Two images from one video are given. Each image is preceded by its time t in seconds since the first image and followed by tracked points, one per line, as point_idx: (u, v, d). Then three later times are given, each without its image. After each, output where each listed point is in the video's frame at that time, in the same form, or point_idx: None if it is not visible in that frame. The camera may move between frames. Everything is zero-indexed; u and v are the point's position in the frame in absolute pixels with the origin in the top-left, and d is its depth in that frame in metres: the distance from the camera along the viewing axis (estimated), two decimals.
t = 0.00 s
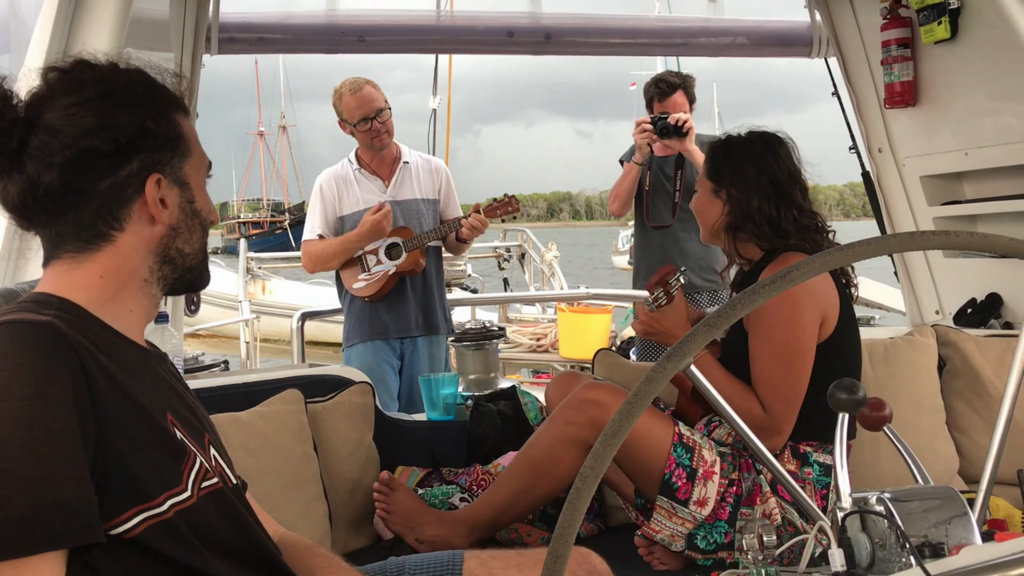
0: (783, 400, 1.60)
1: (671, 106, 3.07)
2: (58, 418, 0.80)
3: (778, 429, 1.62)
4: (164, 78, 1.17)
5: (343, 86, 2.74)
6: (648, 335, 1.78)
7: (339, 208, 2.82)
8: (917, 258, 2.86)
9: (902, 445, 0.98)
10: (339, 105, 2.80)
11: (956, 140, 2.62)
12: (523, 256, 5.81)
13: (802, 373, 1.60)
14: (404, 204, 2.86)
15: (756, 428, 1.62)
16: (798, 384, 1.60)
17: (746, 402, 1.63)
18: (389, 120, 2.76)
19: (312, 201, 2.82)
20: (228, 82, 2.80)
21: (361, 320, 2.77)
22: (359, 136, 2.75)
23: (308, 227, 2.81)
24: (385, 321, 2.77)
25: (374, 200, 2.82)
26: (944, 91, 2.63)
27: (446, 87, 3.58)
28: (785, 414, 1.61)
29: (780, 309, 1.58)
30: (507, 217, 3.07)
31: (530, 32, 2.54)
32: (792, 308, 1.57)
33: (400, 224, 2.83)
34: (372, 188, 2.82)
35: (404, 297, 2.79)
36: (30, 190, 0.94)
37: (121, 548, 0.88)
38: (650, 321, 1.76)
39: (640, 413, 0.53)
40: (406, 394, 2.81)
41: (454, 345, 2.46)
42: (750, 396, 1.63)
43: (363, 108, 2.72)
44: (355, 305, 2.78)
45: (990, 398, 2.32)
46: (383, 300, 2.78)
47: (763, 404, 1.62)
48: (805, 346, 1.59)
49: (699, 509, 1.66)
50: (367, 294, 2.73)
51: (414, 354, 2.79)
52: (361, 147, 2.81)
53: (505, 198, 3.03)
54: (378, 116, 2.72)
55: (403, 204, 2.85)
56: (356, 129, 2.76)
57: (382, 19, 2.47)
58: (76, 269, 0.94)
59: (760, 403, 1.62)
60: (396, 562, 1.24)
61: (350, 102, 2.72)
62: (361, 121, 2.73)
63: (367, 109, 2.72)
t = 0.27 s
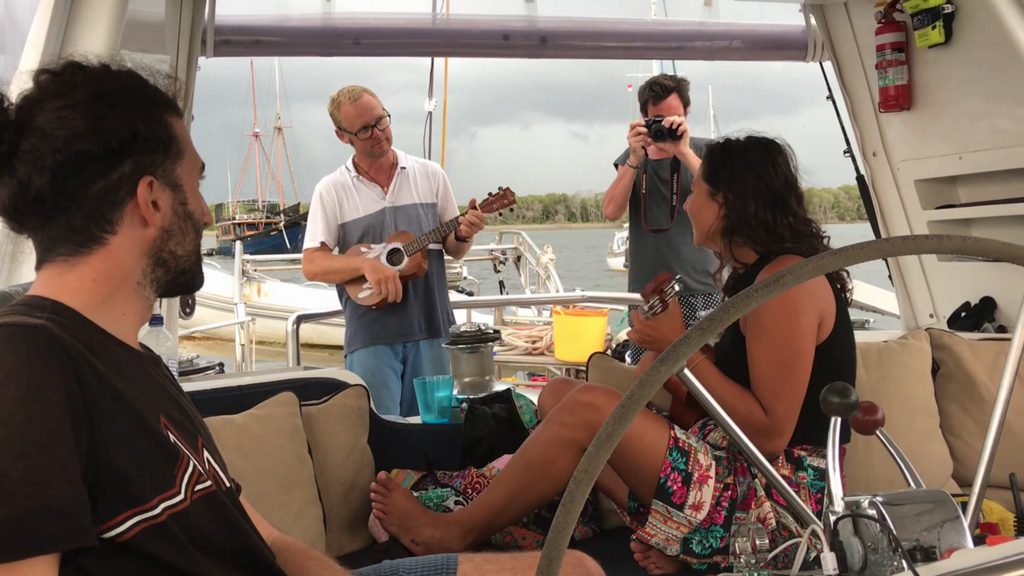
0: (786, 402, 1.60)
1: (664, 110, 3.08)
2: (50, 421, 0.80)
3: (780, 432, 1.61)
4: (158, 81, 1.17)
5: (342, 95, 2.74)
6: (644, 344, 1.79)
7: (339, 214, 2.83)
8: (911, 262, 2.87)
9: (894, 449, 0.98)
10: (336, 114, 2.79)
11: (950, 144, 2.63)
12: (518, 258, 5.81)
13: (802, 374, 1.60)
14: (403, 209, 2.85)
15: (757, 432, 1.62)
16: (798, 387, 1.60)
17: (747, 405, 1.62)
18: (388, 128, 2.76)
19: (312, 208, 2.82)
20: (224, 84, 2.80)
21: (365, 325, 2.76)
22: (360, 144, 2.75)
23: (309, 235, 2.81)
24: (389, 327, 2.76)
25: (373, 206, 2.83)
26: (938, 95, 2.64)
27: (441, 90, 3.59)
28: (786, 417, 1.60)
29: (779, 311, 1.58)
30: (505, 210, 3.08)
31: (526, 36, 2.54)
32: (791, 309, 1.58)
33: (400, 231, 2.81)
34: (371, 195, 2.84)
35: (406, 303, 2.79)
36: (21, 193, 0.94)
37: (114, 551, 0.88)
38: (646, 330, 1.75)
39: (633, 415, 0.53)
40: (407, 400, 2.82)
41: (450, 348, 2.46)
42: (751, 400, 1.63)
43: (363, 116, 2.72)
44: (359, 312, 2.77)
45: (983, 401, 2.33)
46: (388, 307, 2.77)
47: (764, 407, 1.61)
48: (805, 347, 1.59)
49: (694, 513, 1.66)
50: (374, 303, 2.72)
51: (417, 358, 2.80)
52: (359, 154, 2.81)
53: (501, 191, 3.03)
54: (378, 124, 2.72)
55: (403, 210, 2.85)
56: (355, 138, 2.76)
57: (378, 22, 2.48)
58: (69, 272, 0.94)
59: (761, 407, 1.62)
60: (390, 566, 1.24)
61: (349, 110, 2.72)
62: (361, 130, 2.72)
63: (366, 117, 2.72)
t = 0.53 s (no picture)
0: (765, 407, 1.60)
1: (660, 114, 3.08)
2: (47, 427, 0.80)
3: (766, 435, 1.61)
4: (154, 87, 1.17)
5: (356, 89, 2.75)
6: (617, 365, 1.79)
7: (339, 214, 2.80)
8: (909, 265, 2.87)
9: (891, 452, 0.98)
10: (341, 109, 2.77)
11: (948, 148, 2.63)
12: (517, 262, 5.81)
13: (780, 378, 1.60)
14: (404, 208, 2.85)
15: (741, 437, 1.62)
16: (779, 390, 1.60)
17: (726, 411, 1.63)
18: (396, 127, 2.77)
19: (312, 208, 2.78)
20: (222, 88, 2.80)
21: (366, 324, 2.75)
22: (370, 139, 2.74)
23: (310, 236, 2.77)
24: (391, 325, 2.75)
25: (374, 205, 2.81)
26: (934, 99, 2.64)
27: (439, 94, 3.59)
28: (769, 421, 1.60)
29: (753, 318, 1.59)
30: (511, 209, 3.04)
31: (523, 40, 2.54)
32: (765, 317, 1.58)
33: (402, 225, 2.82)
34: (371, 193, 2.82)
35: (410, 303, 2.78)
36: (16, 199, 0.94)
37: (112, 557, 0.88)
38: (618, 353, 1.75)
39: (631, 419, 0.53)
40: (404, 402, 2.81)
41: (448, 352, 2.47)
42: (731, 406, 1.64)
43: (374, 113, 2.73)
44: (361, 310, 2.76)
45: (981, 404, 2.33)
46: (392, 306, 2.76)
47: (745, 413, 1.62)
48: (782, 352, 1.60)
49: (693, 526, 1.65)
50: (377, 299, 2.71)
51: (417, 359, 2.80)
52: (359, 153, 2.80)
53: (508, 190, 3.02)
54: (387, 123, 2.73)
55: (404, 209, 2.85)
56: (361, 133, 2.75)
57: (375, 27, 2.48)
58: (65, 277, 0.94)
59: (741, 412, 1.62)
60: (389, 571, 1.23)
61: (361, 105, 2.72)
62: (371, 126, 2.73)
63: (379, 113, 2.72)
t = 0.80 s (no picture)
0: (753, 410, 1.60)
1: (657, 117, 3.09)
2: (49, 431, 0.80)
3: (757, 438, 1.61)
4: (155, 92, 1.17)
5: (367, 95, 2.76)
6: (607, 374, 1.78)
7: (341, 219, 2.76)
8: (909, 267, 2.87)
9: (895, 453, 0.98)
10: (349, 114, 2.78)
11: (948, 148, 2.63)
12: (517, 265, 5.82)
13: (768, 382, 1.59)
14: (404, 215, 2.85)
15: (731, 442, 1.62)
16: (765, 395, 1.59)
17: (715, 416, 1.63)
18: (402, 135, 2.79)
19: (312, 211, 2.72)
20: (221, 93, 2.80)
21: (365, 328, 2.74)
22: (378, 145, 2.75)
23: (311, 238, 2.70)
24: (392, 331, 2.74)
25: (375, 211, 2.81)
26: (933, 99, 2.64)
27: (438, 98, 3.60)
28: (758, 425, 1.60)
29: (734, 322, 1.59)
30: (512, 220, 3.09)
31: (522, 43, 2.55)
32: (747, 320, 1.58)
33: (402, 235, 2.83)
34: (372, 199, 2.81)
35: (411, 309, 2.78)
36: (17, 203, 0.94)
37: (114, 561, 0.88)
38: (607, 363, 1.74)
39: (634, 420, 0.53)
40: (404, 405, 2.82)
41: (449, 356, 2.47)
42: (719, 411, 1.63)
43: (382, 121, 2.75)
44: (362, 316, 2.75)
45: (983, 405, 2.33)
46: (392, 311, 2.75)
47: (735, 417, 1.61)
48: (767, 354, 1.60)
49: (697, 541, 1.64)
50: (379, 307, 2.72)
51: (417, 363, 2.81)
52: (359, 158, 2.79)
53: (509, 202, 3.06)
54: (395, 131, 2.75)
55: (404, 216, 2.85)
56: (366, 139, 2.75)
57: (374, 30, 2.49)
58: (66, 282, 0.94)
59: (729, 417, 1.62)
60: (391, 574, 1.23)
61: (371, 111, 2.74)
62: (380, 132, 2.74)
63: (387, 120, 2.75)
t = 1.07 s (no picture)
0: (753, 410, 1.59)
1: (656, 117, 3.09)
2: (48, 434, 0.79)
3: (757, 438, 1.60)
4: (153, 93, 1.17)
5: (367, 90, 2.76)
6: (607, 379, 1.77)
7: (341, 216, 2.75)
8: (909, 266, 2.87)
9: (896, 453, 0.97)
10: (347, 110, 2.77)
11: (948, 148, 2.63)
12: (516, 266, 5.81)
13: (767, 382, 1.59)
14: (401, 213, 2.86)
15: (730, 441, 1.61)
16: (765, 395, 1.59)
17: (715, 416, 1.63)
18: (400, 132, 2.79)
19: (312, 208, 2.69)
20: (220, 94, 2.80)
21: (364, 329, 2.73)
22: (379, 141, 2.74)
23: (314, 236, 2.68)
24: (390, 331, 2.74)
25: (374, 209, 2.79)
26: (932, 99, 2.64)
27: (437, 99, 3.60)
28: (758, 425, 1.60)
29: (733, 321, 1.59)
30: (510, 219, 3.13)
31: (521, 44, 2.55)
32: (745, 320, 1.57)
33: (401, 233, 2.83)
34: (370, 196, 2.79)
35: (409, 308, 2.78)
36: (14, 205, 0.94)
37: (113, 563, 0.87)
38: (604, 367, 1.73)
39: (634, 421, 0.53)
40: (402, 405, 2.83)
41: (448, 356, 2.46)
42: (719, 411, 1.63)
43: (381, 117, 2.74)
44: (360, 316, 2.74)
45: (984, 405, 2.32)
46: (391, 312, 2.75)
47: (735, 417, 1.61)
48: (766, 354, 1.59)
49: (698, 541, 1.64)
50: (381, 306, 2.72)
51: (413, 364, 2.82)
52: (357, 155, 2.78)
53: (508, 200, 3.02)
54: (394, 127, 2.75)
55: (402, 214, 2.85)
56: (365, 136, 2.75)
57: (373, 31, 2.48)
58: (64, 284, 0.93)
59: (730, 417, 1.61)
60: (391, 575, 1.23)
61: (370, 107, 2.74)
62: (379, 128, 2.74)
63: (387, 117, 2.75)
